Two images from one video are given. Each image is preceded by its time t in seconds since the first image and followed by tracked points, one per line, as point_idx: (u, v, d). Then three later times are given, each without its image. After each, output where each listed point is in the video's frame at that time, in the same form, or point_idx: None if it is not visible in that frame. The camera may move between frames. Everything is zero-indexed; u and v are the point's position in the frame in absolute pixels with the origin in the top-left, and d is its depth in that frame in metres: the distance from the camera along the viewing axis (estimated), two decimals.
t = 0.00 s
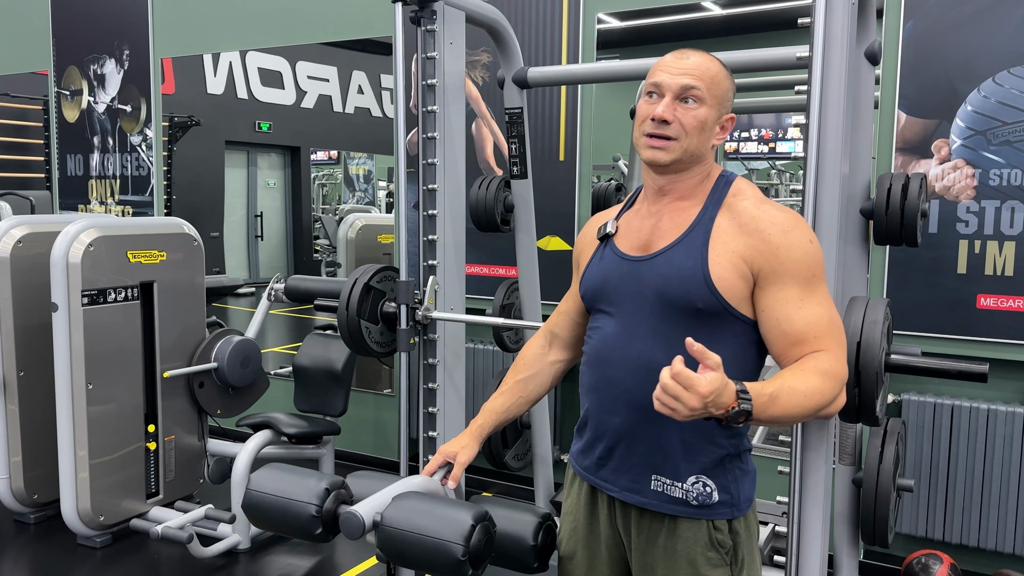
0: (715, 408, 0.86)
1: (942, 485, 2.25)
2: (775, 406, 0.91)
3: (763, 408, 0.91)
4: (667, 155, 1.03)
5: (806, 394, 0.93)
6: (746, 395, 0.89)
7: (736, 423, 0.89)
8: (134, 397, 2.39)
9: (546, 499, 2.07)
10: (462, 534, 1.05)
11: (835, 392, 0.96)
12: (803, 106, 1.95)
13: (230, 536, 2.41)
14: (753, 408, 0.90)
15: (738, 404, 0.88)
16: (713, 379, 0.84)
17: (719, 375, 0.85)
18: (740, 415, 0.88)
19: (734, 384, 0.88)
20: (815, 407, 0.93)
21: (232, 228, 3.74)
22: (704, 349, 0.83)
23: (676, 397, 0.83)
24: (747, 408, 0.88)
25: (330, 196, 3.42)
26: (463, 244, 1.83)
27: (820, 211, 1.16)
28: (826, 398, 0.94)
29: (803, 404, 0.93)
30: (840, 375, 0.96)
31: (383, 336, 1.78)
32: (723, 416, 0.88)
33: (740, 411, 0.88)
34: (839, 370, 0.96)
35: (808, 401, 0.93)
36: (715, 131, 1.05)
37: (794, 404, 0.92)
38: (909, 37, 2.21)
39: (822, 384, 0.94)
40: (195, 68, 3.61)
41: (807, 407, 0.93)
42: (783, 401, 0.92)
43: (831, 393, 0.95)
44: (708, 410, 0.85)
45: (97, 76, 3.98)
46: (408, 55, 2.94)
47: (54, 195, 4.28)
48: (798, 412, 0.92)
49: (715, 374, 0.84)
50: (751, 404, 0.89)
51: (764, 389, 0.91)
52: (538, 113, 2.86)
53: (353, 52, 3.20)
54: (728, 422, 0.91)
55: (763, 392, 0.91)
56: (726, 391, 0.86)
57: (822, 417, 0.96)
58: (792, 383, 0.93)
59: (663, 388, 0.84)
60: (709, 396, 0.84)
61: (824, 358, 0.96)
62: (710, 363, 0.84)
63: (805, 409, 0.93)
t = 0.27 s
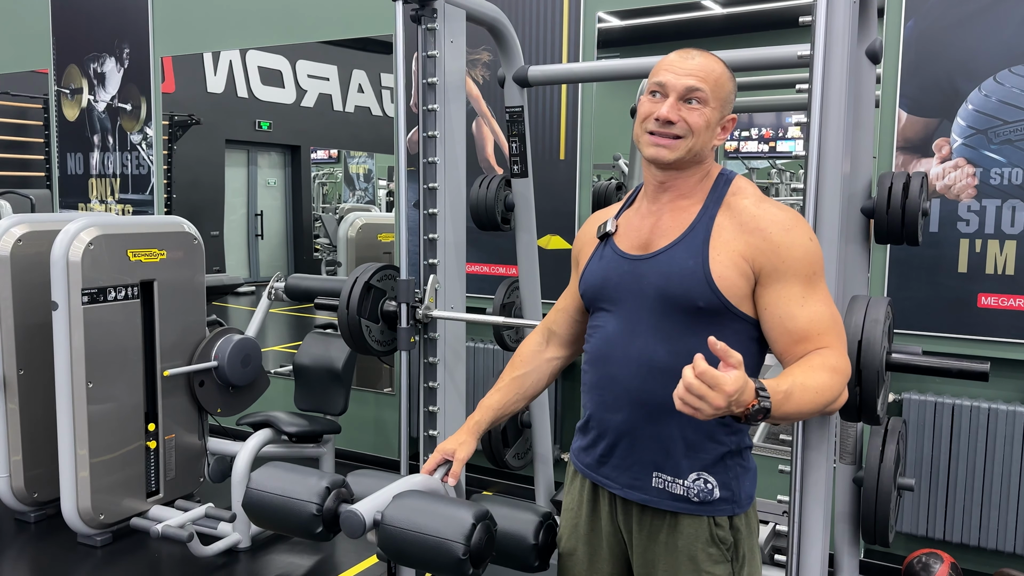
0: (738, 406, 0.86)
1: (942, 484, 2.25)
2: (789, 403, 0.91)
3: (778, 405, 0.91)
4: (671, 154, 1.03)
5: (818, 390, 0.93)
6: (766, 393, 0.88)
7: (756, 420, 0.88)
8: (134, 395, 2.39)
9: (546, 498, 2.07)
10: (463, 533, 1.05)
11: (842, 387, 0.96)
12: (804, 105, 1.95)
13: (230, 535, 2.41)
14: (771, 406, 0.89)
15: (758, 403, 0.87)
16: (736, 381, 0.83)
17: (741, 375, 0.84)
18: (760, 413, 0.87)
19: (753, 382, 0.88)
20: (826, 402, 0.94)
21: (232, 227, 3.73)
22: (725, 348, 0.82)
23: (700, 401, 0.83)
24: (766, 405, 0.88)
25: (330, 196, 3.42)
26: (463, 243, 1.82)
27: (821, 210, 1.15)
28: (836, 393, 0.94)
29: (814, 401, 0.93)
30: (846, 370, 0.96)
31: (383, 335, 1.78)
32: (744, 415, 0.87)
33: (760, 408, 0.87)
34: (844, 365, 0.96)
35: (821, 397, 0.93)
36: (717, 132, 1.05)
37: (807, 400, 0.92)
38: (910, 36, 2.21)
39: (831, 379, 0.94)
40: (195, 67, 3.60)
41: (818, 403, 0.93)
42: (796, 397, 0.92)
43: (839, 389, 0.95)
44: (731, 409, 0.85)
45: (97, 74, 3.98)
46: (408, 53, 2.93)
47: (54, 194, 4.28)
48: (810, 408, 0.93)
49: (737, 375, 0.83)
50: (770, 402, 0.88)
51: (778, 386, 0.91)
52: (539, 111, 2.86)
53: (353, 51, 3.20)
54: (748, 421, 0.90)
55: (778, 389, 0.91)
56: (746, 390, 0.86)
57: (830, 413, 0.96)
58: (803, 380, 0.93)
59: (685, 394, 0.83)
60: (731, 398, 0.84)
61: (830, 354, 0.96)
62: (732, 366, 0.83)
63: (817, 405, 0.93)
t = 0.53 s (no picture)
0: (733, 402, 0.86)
1: (942, 484, 2.25)
2: (785, 396, 0.91)
3: (774, 398, 0.90)
4: (657, 154, 1.03)
5: (813, 384, 0.93)
6: (759, 387, 0.89)
7: (751, 414, 0.88)
8: (134, 394, 2.39)
9: (546, 498, 2.07)
10: (463, 532, 1.05)
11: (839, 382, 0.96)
12: (804, 104, 1.94)
13: (230, 534, 2.41)
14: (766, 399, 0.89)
15: (752, 396, 0.87)
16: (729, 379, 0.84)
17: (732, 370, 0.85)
18: (754, 407, 0.88)
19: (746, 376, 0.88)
20: (823, 396, 0.93)
21: (232, 227, 3.73)
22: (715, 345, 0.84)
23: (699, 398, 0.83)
24: (761, 399, 0.88)
25: (330, 195, 3.43)
26: (463, 242, 1.82)
27: (820, 209, 1.15)
28: (832, 387, 0.94)
29: (810, 395, 0.93)
30: (842, 365, 0.96)
31: (383, 334, 1.78)
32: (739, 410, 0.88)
33: (755, 402, 0.88)
34: (841, 359, 0.96)
35: (817, 390, 0.93)
36: (704, 128, 1.04)
37: (803, 394, 0.92)
38: (911, 35, 2.21)
39: (828, 373, 0.94)
40: (195, 66, 3.60)
41: (814, 397, 0.93)
42: (792, 391, 0.92)
43: (835, 383, 0.95)
44: (725, 403, 0.85)
45: (97, 73, 3.98)
46: (408, 52, 2.93)
47: (54, 193, 4.27)
48: (807, 402, 0.93)
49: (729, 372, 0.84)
50: (764, 396, 0.89)
51: (773, 380, 0.91)
52: (539, 111, 2.86)
53: (353, 50, 3.20)
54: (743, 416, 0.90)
55: (772, 383, 0.91)
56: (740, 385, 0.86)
57: (827, 407, 0.96)
58: (799, 374, 0.93)
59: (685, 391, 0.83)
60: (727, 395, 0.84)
61: (826, 348, 0.96)
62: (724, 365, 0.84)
63: (813, 399, 0.93)
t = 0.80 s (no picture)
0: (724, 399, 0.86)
1: (942, 484, 2.25)
2: (777, 395, 0.91)
3: (766, 395, 0.91)
4: (646, 153, 1.03)
5: (806, 383, 0.93)
6: (750, 385, 0.88)
7: (741, 412, 0.88)
8: (134, 394, 2.39)
9: (547, 497, 2.07)
10: (463, 532, 1.05)
11: (833, 382, 0.96)
12: (804, 103, 1.94)
13: (230, 533, 2.41)
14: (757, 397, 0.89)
15: (742, 394, 0.87)
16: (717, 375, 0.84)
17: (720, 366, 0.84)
18: (745, 405, 0.87)
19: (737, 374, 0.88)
20: (816, 395, 0.94)
21: (231, 227, 3.74)
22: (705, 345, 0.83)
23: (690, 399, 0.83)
24: (752, 396, 0.88)
25: (330, 194, 3.44)
26: (463, 242, 1.82)
27: (820, 209, 1.15)
28: (825, 386, 0.94)
29: (803, 393, 0.93)
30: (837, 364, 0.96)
31: (383, 333, 1.78)
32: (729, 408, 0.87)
33: (745, 400, 0.87)
34: (835, 359, 0.96)
35: (810, 389, 0.93)
36: (694, 125, 1.04)
37: (796, 392, 0.92)
38: (911, 34, 2.20)
39: (821, 372, 0.94)
40: (195, 65, 3.60)
41: (807, 396, 0.93)
42: (785, 389, 0.92)
43: (830, 382, 0.95)
44: (714, 401, 0.85)
45: (97, 72, 3.98)
46: (408, 52, 2.93)
47: (54, 192, 4.27)
48: (799, 401, 0.93)
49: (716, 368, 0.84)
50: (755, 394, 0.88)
51: (765, 378, 0.92)
52: (539, 110, 2.86)
53: (353, 50, 3.20)
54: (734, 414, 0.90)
55: (765, 380, 0.91)
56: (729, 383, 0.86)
57: (822, 405, 0.96)
58: (793, 373, 0.93)
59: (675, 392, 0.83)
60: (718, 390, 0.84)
61: (821, 347, 0.96)
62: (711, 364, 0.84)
63: (807, 398, 0.93)
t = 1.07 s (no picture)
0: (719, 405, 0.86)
1: (942, 483, 2.25)
2: (774, 400, 0.91)
3: (762, 401, 0.91)
4: (646, 153, 1.03)
5: (803, 388, 0.93)
6: (747, 390, 0.88)
7: (737, 417, 0.88)
8: (134, 394, 2.39)
9: (547, 496, 2.07)
10: (463, 531, 1.05)
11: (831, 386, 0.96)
12: (804, 104, 1.94)
13: (231, 533, 2.42)
14: (754, 402, 0.89)
15: (738, 399, 0.87)
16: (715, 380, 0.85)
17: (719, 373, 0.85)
18: (740, 409, 0.87)
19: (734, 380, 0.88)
20: (812, 400, 0.94)
21: (232, 226, 3.74)
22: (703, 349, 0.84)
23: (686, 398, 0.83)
24: (748, 402, 0.88)
25: (330, 194, 3.45)
26: (463, 241, 1.83)
27: (819, 210, 1.16)
28: (822, 391, 0.94)
29: (799, 398, 0.93)
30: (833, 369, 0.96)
31: (383, 333, 1.78)
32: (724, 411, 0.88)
33: (742, 404, 0.87)
34: (832, 363, 0.96)
35: (806, 394, 0.93)
36: (694, 125, 1.04)
37: (792, 397, 0.92)
38: (910, 34, 2.21)
39: (819, 377, 0.94)
40: (195, 65, 3.60)
41: (804, 401, 0.93)
42: (781, 394, 0.92)
43: (827, 387, 0.95)
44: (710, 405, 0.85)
45: (97, 72, 3.98)
46: (408, 52, 2.93)
47: (54, 192, 4.27)
48: (795, 406, 0.93)
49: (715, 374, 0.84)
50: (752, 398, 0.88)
51: (762, 383, 0.91)
52: (540, 109, 2.86)
53: (353, 49, 3.20)
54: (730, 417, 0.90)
55: (761, 386, 0.91)
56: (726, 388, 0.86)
57: (818, 410, 0.96)
58: (790, 377, 0.93)
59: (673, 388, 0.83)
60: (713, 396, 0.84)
61: (818, 352, 0.96)
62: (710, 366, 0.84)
63: (803, 402, 0.93)
